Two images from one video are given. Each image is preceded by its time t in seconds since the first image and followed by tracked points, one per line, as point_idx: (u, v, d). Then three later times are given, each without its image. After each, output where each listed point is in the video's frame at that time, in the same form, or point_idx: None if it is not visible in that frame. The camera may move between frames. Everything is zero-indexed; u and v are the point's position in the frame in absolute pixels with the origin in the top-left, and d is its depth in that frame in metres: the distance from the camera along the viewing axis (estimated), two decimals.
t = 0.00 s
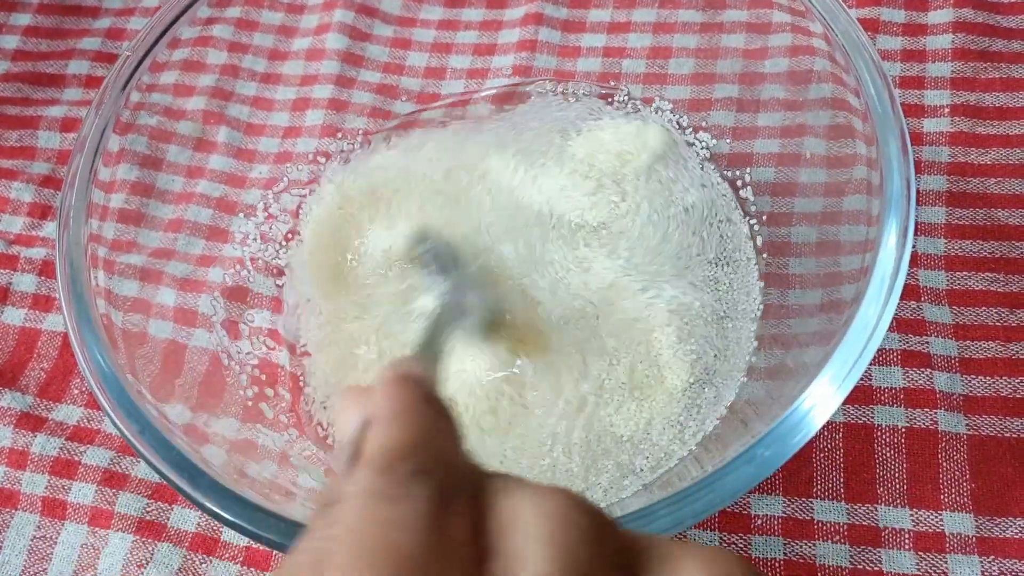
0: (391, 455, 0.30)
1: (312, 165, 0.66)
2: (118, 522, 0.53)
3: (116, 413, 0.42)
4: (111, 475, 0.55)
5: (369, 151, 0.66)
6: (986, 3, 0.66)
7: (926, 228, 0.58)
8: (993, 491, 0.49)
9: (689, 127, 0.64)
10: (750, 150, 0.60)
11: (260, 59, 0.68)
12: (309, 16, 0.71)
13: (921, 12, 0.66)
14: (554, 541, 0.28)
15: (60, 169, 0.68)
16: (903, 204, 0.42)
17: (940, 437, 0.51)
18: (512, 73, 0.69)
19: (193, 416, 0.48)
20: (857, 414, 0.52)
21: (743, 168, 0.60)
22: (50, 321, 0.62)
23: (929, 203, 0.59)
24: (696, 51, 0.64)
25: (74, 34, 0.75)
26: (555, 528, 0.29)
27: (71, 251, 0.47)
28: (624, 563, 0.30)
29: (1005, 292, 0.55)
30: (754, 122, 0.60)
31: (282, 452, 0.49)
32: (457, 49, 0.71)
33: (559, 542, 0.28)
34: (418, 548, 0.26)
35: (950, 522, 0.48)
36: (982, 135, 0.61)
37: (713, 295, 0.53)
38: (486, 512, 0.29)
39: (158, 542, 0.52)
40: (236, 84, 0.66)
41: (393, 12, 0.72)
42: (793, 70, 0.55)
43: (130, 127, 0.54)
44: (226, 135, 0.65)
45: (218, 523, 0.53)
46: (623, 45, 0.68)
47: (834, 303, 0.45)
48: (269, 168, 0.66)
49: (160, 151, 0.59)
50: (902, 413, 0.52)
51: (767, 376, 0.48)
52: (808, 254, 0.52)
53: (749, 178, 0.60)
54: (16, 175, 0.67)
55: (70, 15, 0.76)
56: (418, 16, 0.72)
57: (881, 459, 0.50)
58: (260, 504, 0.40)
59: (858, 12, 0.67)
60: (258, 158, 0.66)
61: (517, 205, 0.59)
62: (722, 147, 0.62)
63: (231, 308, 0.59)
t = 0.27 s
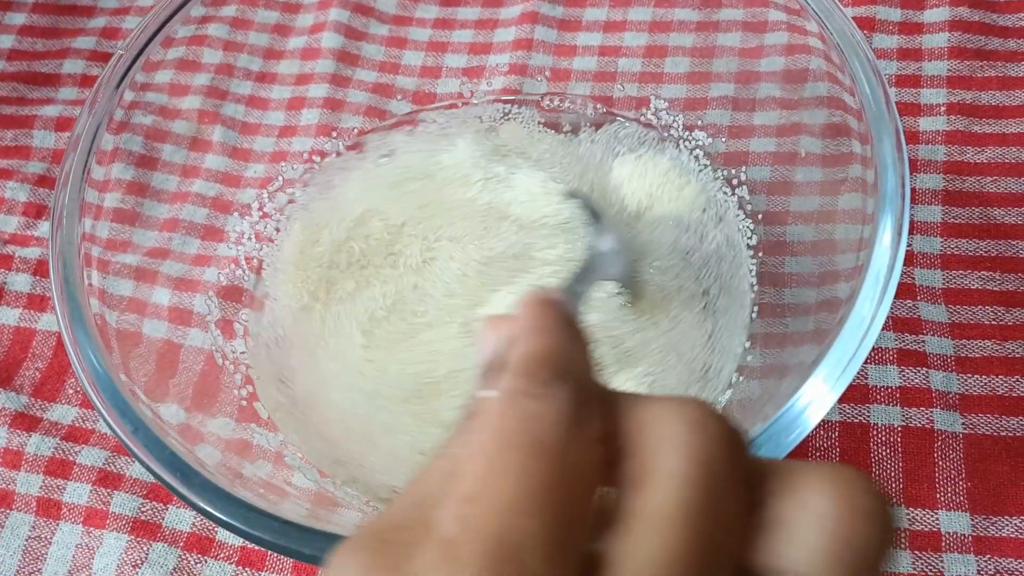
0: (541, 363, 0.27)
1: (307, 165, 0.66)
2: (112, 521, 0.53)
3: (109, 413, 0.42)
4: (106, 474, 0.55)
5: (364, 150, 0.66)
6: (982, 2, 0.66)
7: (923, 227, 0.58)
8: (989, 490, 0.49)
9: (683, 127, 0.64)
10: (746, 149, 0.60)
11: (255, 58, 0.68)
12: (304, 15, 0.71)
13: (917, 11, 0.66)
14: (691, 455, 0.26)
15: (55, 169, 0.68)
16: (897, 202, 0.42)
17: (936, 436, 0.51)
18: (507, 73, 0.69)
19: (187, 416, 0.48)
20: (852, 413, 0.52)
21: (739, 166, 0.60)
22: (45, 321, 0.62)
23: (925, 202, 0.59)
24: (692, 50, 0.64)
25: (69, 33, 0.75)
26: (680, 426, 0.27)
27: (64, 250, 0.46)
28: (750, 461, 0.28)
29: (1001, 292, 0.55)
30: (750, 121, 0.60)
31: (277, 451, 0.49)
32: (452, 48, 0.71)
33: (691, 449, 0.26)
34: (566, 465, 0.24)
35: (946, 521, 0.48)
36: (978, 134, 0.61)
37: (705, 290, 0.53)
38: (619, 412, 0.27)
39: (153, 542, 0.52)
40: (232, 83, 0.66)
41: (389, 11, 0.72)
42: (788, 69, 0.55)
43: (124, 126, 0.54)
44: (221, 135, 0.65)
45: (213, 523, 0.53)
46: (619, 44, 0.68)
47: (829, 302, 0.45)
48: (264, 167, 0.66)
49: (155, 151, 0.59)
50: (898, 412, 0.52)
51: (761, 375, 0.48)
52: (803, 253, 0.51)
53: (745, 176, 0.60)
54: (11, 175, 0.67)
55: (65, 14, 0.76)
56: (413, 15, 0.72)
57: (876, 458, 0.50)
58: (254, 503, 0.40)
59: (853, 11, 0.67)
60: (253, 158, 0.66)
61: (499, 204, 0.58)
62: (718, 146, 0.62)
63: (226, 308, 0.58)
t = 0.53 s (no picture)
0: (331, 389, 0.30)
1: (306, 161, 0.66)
2: (113, 520, 0.53)
3: (109, 411, 0.42)
4: (106, 473, 0.55)
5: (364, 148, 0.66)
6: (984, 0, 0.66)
7: (924, 225, 0.58)
8: (990, 489, 0.49)
9: (684, 126, 0.64)
10: (747, 146, 0.60)
11: (256, 57, 0.68)
12: (305, 13, 0.71)
13: (919, 9, 0.66)
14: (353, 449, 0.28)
15: (55, 167, 0.68)
16: (898, 200, 0.42)
17: (937, 436, 0.51)
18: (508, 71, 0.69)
19: (187, 414, 0.48)
20: (853, 412, 0.52)
21: (739, 164, 0.60)
22: (46, 319, 0.62)
23: (927, 200, 0.59)
24: (694, 48, 0.64)
25: (70, 31, 0.75)
26: (485, 443, 0.29)
27: (63, 248, 0.46)
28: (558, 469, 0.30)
29: (1003, 290, 0.55)
30: (751, 119, 0.60)
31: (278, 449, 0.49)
32: (453, 46, 0.71)
33: (503, 467, 0.28)
34: (347, 474, 0.27)
35: (947, 520, 0.48)
36: (979, 133, 0.61)
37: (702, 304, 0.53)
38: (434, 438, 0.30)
39: (153, 540, 0.52)
40: (232, 82, 0.66)
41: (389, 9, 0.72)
42: (789, 67, 0.55)
43: (124, 124, 0.54)
44: (222, 133, 0.64)
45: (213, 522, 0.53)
46: (620, 43, 0.68)
47: (830, 301, 0.45)
48: (264, 165, 0.65)
49: (155, 149, 0.59)
50: (899, 411, 0.52)
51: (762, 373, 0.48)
52: (804, 251, 0.51)
53: (746, 174, 0.60)
54: (11, 173, 0.67)
55: (65, 12, 0.76)
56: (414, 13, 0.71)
57: (877, 457, 0.50)
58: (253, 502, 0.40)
59: (854, 9, 0.67)
60: (254, 156, 0.66)
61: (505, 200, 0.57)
62: (718, 143, 0.62)
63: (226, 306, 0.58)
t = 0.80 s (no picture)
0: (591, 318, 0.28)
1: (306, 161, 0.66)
2: (111, 518, 0.53)
3: (107, 409, 0.41)
4: (104, 472, 0.55)
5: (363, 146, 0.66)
6: None
7: (924, 224, 0.58)
8: (990, 487, 0.49)
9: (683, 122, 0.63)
10: (747, 145, 0.60)
11: (254, 54, 0.67)
12: (304, 11, 0.71)
13: (918, 8, 0.66)
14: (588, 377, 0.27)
15: (54, 165, 0.67)
16: (898, 198, 0.41)
17: (937, 434, 0.51)
18: (507, 69, 0.69)
19: (186, 412, 0.48)
20: (853, 410, 0.52)
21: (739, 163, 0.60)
22: (45, 317, 0.62)
23: (926, 198, 0.59)
24: (693, 46, 0.64)
25: (68, 29, 0.74)
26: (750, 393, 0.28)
27: (62, 246, 0.46)
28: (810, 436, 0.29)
29: (1003, 289, 0.55)
30: (751, 118, 0.60)
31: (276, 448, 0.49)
32: (452, 44, 0.71)
33: (749, 414, 0.27)
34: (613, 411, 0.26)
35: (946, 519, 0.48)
36: (979, 131, 0.61)
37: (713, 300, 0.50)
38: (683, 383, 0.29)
39: (152, 539, 0.52)
40: (231, 80, 0.66)
41: (388, 7, 0.72)
42: (788, 66, 0.55)
43: (123, 122, 0.54)
44: (220, 131, 0.64)
45: (212, 521, 0.53)
46: (619, 41, 0.67)
47: (830, 299, 0.45)
48: (263, 164, 0.65)
49: (154, 147, 0.58)
50: (898, 410, 0.52)
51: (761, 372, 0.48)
52: (804, 250, 0.51)
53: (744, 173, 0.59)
54: (9, 171, 0.67)
55: (64, 10, 0.76)
56: (413, 11, 0.72)
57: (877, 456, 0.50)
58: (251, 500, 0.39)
59: (854, 7, 0.67)
60: (252, 154, 0.65)
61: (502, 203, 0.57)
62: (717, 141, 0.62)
63: (225, 305, 0.58)
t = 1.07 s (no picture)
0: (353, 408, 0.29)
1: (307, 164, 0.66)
2: (112, 522, 0.53)
3: (109, 412, 0.41)
4: (106, 474, 0.54)
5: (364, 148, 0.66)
6: (985, 1, 0.66)
7: (926, 227, 0.58)
8: (992, 491, 0.49)
9: (686, 128, 0.64)
10: (749, 148, 0.60)
11: (256, 57, 0.67)
12: (305, 14, 0.71)
13: (920, 10, 0.66)
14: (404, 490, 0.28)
15: (55, 167, 0.67)
16: (902, 202, 0.41)
17: (939, 437, 0.51)
18: (509, 72, 0.69)
19: (188, 415, 0.48)
20: (855, 413, 0.52)
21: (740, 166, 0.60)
22: (46, 320, 0.62)
23: (928, 201, 0.59)
24: (695, 49, 0.64)
25: (69, 31, 0.74)
26: (513, 469, 0.29)
27: (64, 249, 0.46)
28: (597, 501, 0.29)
29: (1005, 292, 0.55)
30: (753, 121, 0.60)
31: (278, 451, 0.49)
32: (453, 47, 0.71)
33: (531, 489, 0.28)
34: (381, 495, 0.26)
35: (949, 523, 0.48)
36: (981, 134, 0.61)
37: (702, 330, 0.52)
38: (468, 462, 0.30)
39: (153, 542, 0.52)
40: (232, 82, 0.66)
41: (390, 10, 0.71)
42: (791, 69, 0.55)
43: (124, 125, 0.54)
44: (222, 133, 0.64)
45: (213, 524, 0.53)
46: (621, 43, 0.67)
47: (832, 303, 0.45)
48: (265, 166, 0.65)
49: (155, 149, 0.58)
50: (901, 413, 0.52)
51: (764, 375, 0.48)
52: (806, 253, 0.51)
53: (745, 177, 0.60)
54: (11, 174, 0.67)
55: (65, 12, 0.76)
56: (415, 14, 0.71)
57: (879, 459, 0.50)
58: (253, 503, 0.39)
59: (856, 10, 0.67)
60: (254, 157, 0.65)
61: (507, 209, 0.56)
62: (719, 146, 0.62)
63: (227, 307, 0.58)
